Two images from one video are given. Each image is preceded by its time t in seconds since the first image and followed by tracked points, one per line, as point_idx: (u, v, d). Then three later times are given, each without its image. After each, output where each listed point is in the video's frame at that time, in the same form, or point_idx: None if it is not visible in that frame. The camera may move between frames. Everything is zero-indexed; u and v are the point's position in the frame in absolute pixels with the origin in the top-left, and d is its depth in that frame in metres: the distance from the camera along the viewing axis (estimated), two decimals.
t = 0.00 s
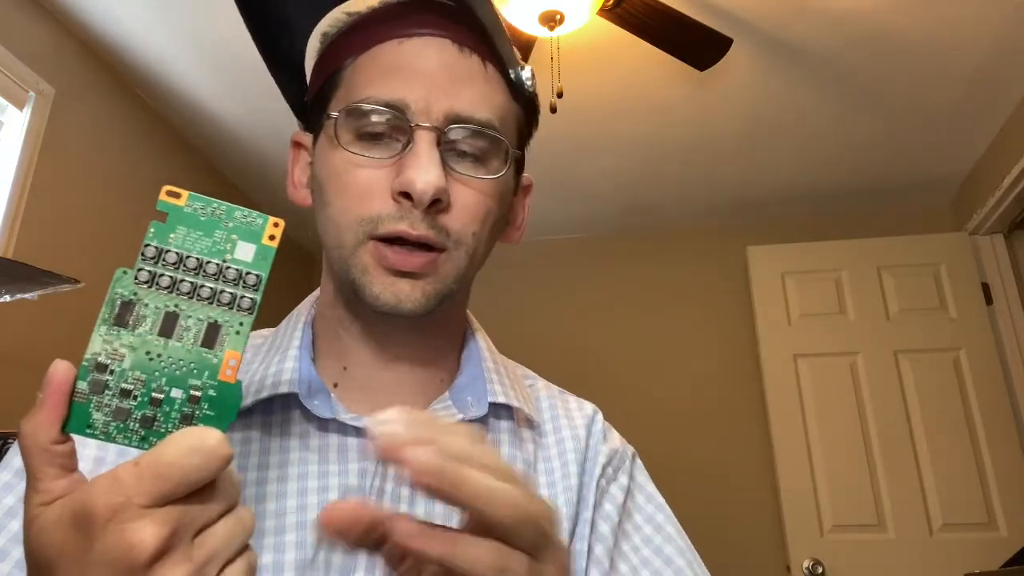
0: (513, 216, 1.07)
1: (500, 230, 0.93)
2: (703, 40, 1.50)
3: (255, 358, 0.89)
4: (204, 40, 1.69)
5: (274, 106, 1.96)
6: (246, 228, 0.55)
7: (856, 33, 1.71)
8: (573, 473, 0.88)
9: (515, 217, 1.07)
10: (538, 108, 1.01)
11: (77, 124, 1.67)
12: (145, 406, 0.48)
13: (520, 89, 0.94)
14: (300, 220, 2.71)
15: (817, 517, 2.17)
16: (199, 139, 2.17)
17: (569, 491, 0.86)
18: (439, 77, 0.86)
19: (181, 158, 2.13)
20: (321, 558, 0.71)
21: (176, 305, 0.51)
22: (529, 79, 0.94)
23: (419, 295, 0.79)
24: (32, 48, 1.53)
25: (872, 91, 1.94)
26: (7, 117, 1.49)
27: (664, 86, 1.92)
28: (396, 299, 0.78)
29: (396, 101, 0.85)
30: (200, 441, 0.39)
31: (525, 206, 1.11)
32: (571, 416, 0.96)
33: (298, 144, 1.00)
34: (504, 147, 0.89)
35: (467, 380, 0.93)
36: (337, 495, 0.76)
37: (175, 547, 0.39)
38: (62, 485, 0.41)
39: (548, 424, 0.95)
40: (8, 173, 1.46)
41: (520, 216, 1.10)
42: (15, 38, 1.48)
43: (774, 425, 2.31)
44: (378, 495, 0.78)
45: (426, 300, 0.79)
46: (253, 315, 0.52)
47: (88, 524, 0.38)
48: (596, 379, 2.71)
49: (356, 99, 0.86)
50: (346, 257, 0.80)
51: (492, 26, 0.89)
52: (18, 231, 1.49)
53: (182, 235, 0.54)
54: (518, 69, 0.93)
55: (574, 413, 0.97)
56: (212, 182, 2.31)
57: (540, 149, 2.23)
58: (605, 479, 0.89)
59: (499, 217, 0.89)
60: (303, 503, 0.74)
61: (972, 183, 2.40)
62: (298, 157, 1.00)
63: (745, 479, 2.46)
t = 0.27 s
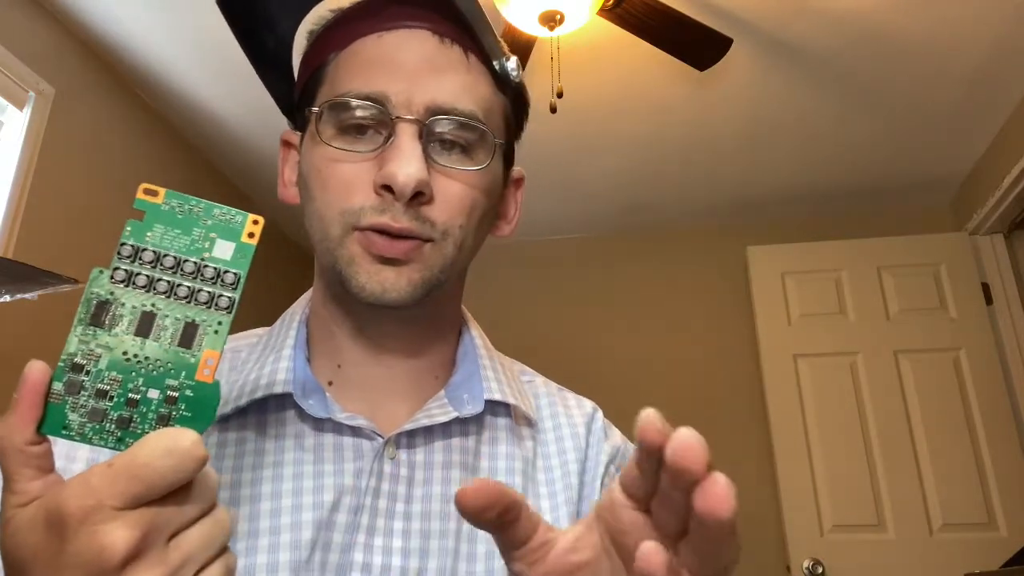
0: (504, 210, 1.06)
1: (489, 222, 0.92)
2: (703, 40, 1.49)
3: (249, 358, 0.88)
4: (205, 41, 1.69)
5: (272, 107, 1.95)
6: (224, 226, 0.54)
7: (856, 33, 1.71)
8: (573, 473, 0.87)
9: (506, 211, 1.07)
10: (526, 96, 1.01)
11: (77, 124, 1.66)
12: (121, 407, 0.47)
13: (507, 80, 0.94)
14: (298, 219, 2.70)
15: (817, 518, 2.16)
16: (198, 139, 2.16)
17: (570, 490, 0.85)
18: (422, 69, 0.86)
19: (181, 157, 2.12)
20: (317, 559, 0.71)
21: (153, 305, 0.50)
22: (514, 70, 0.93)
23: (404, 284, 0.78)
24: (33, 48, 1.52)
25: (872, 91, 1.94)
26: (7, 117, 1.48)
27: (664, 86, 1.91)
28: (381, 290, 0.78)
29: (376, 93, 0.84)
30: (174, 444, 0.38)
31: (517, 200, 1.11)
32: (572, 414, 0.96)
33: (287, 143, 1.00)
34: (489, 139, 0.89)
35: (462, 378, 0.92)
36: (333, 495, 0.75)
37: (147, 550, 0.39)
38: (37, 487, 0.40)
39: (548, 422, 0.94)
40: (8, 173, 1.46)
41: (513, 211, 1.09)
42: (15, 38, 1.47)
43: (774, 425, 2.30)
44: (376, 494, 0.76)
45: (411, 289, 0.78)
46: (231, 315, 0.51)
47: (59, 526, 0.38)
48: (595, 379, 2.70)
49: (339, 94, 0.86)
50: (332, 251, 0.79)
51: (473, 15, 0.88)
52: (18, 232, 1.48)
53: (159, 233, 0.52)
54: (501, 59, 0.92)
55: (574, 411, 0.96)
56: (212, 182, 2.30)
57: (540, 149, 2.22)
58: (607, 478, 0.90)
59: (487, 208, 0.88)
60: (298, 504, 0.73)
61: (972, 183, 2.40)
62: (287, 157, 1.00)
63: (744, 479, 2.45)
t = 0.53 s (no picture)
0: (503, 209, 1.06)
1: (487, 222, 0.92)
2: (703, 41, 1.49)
3: (248, 359, 0.88)
4: (204, 41, 1.69)
5: (271, 107, 1.96)
6: (230, 227, 0.54)
7: (855, 33, 1.71)
8: (575, 475, 0.87)
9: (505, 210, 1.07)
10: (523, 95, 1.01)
11: (77, 124, 1.66)
12: (126, 409, 0.47)
13: (504, 79, 0.94)
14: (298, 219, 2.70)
15: (817, 518, 2.16)
16: (198, 139, 2.16)
17: (572, 493, 0.85)
18: (419, 69, 0.86)
19: (181, 158, 2.12)
20: (317, 561, 0.70)
21: (158, 306, 0.50)
22: (512, 67, 0.93)
23: (403, 286, 0.78)
24: (33, 48, 1.53)
25: (872, 91, 1.94)
26: (7, 117, 1.48)
27: (664, 86, 1.91)
28: (379, 292, 0.78)
29: (373, 93, 0.84)
30: (180, 446, 0.38)
31: (516, 199, 1.11)
32: (573, 415, 0.96)
33: (285, 143, 1.00)
34: (487, 138, 0.89)
35: (463, 379, 0.92)
36: (334, 497, 0.74)
37: (154, 553, 0.39)
38: (43, 488, 0.41)
39: (549, 423, 0.94)
40: (8, 173, 1.46)
41: (512, 210, 1.09)
42: (15, 38, 1.47)
43: (774, 425, 2.30)
44: (377, 495, 0.76)
45: (410, 292, 0.79)
46: (237, 316, 0.51)
47: (67, 528, 0.38)
48: (595, 379, 2.71)
49: (337, 94, 0.86)
50: (330, 253, 0.79)
51: (469, 13, 0.88)
52: (18, 232, 1.48)
53: (165, 234, 0.53)
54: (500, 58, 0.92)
55: (576, 412, 0.96)
56: (212, 182, 2.31)
57: (540, 148, 2.22)
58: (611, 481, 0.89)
59: (485, 208, 0.88)
60: (299, 505, 0.73)
61: (972, 183, 2.40)
62: (286, 157, 1.00)
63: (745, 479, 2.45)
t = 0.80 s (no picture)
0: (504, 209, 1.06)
1: (490, 221, 0.92)
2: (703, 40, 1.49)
3: (249, 359, 0.88)
4: (204, 41, 1.69)
5: (271, 107, 1.96)
6: (230, 225, 0.54)
7: (855, 32, 1.70)
8: (576, 475, 0.87)
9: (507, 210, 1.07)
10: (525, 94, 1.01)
11: (77, 124, 1.66)
12: (127, 408, 0.47)
13: (507, 78, 0.94)
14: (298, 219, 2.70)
15: (817, 517, 2.16)
16: (198, 139, 2.16)
17: (573, 492, 0.85)
18: (421, 68, 0.86)
19: (181, 158, 2.12)
20: (318, 561, 0.70)
21: (159, 305, 0.50)
22: (515, 68, 0.93)
23: (404, 286, 0.78)
24: (33, 48, 1.52)
25: (871, 91, 1.94)
26: (7, 117, 1.48)
27: (663, 86, 1.91)
28: (382, 292, 0.78)
29: (376, 92, 0.84)
30: (181, 445, 0.38)
31: (518, 199, 1.11)
32: (574, 415, 0.96)
33: (286, 142, 1.00)
34: (490, 137, 0.89)
35: (464, 379, 0.92)
36: (335, 497, 0.74)
37: (155, 552, 0.39)
38: (43, 488, 0.41)
39: (550, 423, 0.94)
40: (8, 173, 1.46)
41: (513, 209, 1.09)
42: (15, 38, 1.47)
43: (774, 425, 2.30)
44: (377, 496, 0.76)
45: (412, 292, 0.79)
46: (237, 314, 0.51)
47: (67, 528, 0.38)
48: (595, 379, 2.70)
49: (339, 93, 0.86)
50: (332, 252, 0.79)
51: (472, 13, 0.88)
52: (18, 232, 1.48)
53: (165, 232, 0.52)
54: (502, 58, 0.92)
55: (577, 413, 0.96)
56: (212, 181, 2.30)
57: (540, 148, 2.22)
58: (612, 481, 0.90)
59: (487, 207, 0.88)
60: (300, 506, 0.73)
61: (972, 183, 2.40)
62: (287, 156, 1.00)
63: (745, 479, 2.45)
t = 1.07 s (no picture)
0: (502, 208, 1.06)
1: (488, 220, 0.92)
2: (703, 40, 1.49)
3: (248, 359, 0.88)
4: (203, 41, 1.69)
5: (270, 107, 1.95)
6: (227, 227, 0.54)
7: (855, 32, 1.70)
8: (575, 475, 0.87)
9: (504, 209, 1.07)
10: (521, 90, 1.00)
11: (77, 124, 1.66)
12: (124, 410, 0.47)
13: (502, 76, 0.94)
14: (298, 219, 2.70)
15: (817, 517, 2.16)
16: (198, 139, 2.16)
17: (572, 492, 0.85)
18: (416, 66, 0.85)
19: (181, 158, 2.12)
20: (317, 562, 0.70)
21: (156, 307, 0.50)
22: (510, 65, 0.93)
23: (403, 286, 0.78)
24: (33, 48, 1.52)
25: (872, 90, 1.93)
26: (7, 117, 1.48)
27: (663, 86, 1.91)
28: (379, 291, 0.77)
29: (371, 91, 0.84)
30: (177, 448, 0.38)
31: (516, 197, 1.11)
32: (573, 414, 0.95)
33: (283, 143, 1.00)
34: (486, 135, 0.89)
35: (461, 379, 0.92)
36: (334, 498, 0.74)
37: (153, 555, 0.39)
38: (40, 490, 0.41)
39: (549, 423, 0.94)
40: (8, 173, 1.46)
41: (511, 208, 1.09)
42: (15, 38, 1.47)
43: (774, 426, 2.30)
44: (376, 496, 0.76)
45: (410, 291, 0.78)
46: (235, 316, 0.51)
47: (64, 531, 0.38)
48: (595, 378, 2.70)
49: (335, 92, 0.86)
50: (329, 252, 0.79)
51: (465, 11, 0.88)
52: (18, 232, 1.48)
53: (162, 234, 0.52)
54: (498, 55, 0.92)
55: (576, 412, 0.96)
56: (212, 181, 2.30)
57: (540, 148, 2.22)
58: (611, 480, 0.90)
59: (484, 206, 0.88)
60: (299, 507, 0.73)
61: (972, 183, 2.39)
62: (284, 156, 0.99)
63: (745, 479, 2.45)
